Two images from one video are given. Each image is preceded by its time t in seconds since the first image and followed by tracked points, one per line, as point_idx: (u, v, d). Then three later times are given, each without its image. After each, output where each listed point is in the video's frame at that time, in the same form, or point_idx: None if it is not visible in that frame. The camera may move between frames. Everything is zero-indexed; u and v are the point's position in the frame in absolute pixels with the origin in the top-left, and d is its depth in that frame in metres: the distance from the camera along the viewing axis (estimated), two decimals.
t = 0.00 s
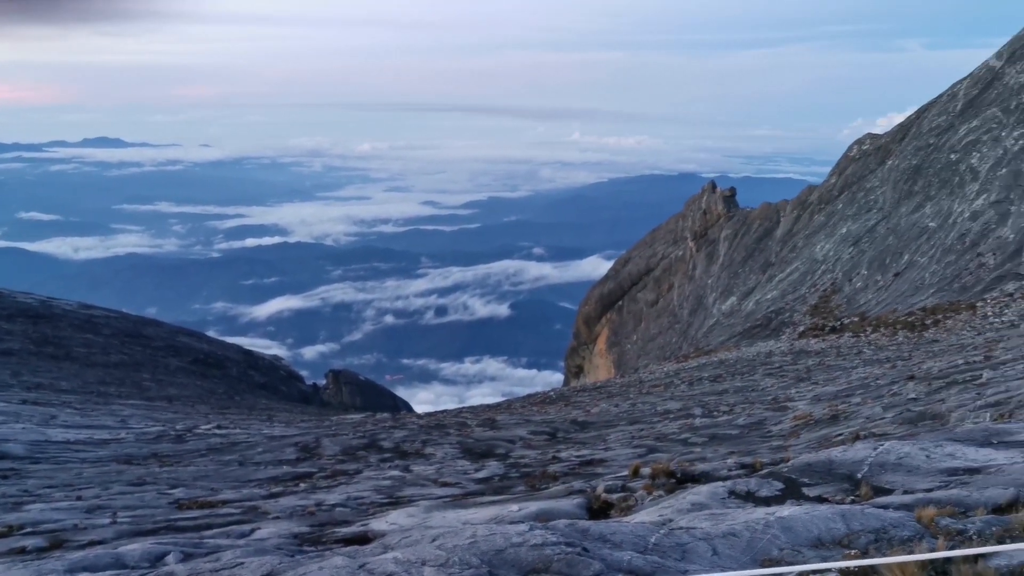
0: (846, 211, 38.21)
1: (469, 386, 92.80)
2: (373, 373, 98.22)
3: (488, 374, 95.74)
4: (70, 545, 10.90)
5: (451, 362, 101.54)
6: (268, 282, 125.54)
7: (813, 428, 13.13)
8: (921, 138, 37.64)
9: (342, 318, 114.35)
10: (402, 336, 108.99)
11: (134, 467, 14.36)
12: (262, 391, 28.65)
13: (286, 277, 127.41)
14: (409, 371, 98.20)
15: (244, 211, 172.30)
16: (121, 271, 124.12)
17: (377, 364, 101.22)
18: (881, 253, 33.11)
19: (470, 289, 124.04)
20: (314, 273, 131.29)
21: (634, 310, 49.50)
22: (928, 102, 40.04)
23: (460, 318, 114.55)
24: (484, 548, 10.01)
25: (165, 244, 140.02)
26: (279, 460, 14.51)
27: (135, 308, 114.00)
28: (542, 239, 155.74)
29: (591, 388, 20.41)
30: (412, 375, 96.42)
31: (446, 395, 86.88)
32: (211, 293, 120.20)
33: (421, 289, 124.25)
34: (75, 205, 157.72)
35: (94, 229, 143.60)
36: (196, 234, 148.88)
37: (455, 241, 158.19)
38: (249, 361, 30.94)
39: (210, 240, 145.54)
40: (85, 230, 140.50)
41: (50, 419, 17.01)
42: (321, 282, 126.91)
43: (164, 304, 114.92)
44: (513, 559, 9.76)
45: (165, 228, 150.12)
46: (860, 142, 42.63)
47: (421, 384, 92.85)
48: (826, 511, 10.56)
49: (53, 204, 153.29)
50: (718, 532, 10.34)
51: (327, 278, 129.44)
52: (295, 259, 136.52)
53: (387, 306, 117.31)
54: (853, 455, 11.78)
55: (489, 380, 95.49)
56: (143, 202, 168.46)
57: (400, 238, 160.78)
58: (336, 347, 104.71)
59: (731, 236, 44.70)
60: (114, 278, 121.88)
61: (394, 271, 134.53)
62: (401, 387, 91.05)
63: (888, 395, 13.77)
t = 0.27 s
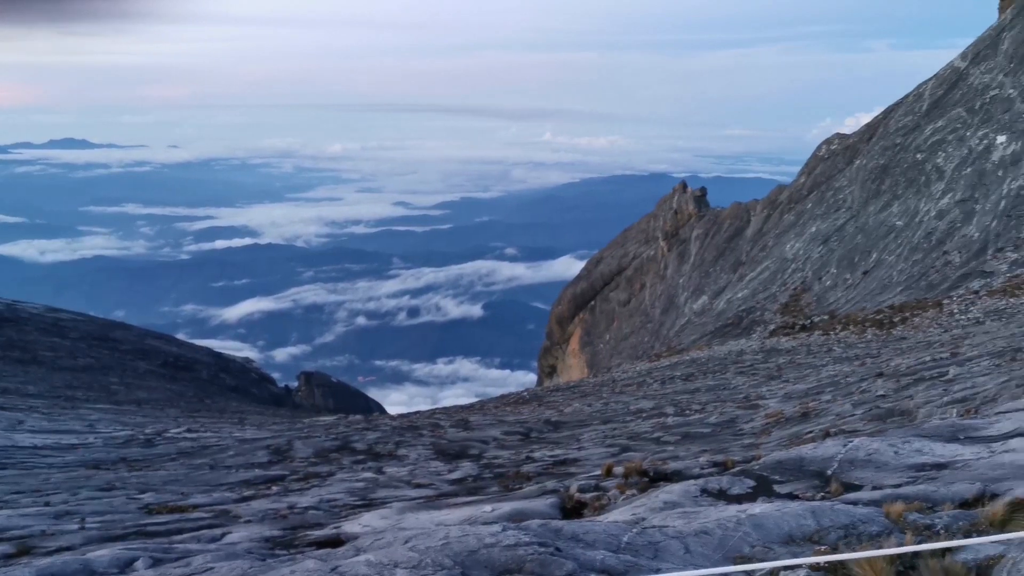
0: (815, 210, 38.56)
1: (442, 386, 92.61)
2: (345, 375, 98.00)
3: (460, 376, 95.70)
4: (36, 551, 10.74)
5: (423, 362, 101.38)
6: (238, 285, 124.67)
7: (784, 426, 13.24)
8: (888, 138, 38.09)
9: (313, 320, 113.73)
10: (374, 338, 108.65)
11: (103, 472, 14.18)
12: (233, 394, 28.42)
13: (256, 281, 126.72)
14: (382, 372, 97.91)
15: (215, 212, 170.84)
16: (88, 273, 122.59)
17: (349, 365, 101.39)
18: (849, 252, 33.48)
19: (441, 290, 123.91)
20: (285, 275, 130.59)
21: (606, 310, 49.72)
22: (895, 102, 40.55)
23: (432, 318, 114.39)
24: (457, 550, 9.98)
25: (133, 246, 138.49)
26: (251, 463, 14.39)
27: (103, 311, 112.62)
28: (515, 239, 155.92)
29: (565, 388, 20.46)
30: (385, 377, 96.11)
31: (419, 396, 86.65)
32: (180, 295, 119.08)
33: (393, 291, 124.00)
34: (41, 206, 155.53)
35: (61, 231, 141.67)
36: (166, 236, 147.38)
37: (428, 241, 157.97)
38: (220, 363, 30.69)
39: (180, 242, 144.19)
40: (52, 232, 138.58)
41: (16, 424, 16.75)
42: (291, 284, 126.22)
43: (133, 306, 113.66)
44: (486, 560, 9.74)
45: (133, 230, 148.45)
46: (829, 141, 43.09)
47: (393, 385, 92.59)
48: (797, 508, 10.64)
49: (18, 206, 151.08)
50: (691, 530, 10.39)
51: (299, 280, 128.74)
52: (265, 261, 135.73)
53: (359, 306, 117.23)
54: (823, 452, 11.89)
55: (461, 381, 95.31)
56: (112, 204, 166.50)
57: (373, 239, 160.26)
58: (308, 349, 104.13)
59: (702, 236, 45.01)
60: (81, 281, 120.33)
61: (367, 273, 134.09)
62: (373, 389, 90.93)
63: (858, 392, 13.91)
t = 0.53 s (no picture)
0: (784, 211, 38.89)
1: (413, 387, 92.32)
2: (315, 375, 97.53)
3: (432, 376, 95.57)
4: None
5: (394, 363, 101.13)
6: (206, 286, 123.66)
7: (754, 425, 13.33)
8: (855, 140, 38.54)
9: (282, 321, 112.99)
10: (344, 339, 108.20)
11: (69, 476, 13.98)
12: (202, 395, 28.16)
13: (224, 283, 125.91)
14: (352, 373, 97.51)
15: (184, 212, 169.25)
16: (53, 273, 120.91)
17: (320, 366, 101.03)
18: (818, 252, 33.83)
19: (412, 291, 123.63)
20: (254, 278, 129.86)
21: (578, 310, 49.89)
22: (862, 104, 41.07)
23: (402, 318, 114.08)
24: (428, 551, 9.94)
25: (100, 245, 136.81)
26: (220, 466, 14.26)
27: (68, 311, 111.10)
28: (488, 240, 155.97)
29: (536, 388, 20.48)
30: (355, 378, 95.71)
31: (390, 398, 86.37)
32: (148, 295, 117.81)
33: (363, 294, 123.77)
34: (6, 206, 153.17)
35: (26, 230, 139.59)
36: (133, 236, 145.74)
37: (400, 241, 157.59)
38: (188, 365, 30.41)
39: (147, 242, 142.64)
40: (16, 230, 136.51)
41: None
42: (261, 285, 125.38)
43: (99, 307, 112.25)
44: (456, 561, 9.70)
45: (99, 229, 146.58)
46: (798, 142, 43.52)
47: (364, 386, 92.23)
48: (765, 507, 10.71)
49: None
50: (661, 529, 10.43)
51: (268, 280, 127.90)
52: (234, 262, 134.77)
53: (329, 306, 117.32)
54: (792, 451, 11.98)
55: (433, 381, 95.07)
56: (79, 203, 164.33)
57: (345, 239, 159.55)
58: (277, 350, 103.48)
59: (673, 237, 45.34)
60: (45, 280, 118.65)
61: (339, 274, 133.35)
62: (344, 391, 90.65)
63: (826, 391, 14.04)
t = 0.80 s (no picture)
0: (755, 211, 39.19)
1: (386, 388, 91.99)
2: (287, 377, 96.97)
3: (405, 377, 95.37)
4: None
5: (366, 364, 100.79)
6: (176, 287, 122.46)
7: (726, 424, 13.42)
8: (825, 140, 38.92)
9: (254, 323, 112.21)
10: (316, 342, 107.63)
11: (36, 480, 13.78)
12: (172, 399, 27.88)
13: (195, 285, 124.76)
14: (325, 375, 97.03)
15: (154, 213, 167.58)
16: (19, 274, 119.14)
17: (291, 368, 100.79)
18: (788, 252, 34.12)
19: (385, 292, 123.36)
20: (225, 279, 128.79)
21: (550, 310, 49.99)
22: (831, 106, 41.50)
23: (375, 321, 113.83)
24: (400, 553, 9.88)
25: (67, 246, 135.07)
26: (191, 469, 14.13)
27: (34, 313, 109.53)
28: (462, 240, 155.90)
29: (510, 388, 20.50)
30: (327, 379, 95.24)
31: (363, 399, 86.00)
32: (116, 297, 116.46)
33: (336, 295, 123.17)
34: None
35: None
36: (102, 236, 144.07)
37: (374, 242, 157.12)
38: (158, 367, 30.13)
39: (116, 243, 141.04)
40: None
41: None
42: (232, 287, 124.45)
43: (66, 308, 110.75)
44: (429, 563, 9.65)
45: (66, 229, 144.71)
46: (768, 143, 43.89)
47: (336, 388, 91.79)
48: (737, 505, 10.78)
49: None
50: (633, 529, 10.47)
51: (240, 282, 126.97)
52: (204, 263, 133.59)
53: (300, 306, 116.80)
54: (763, 450, 12.05)
55: (406, 382, 94.80)
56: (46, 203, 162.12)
57: (319, 240, 158.77)
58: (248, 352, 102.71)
59: (645, 237, 45.55)
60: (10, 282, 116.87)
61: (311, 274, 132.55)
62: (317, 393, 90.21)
63: (797, 390, 14.16)
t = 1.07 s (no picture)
0: (730, 211, 39.41)
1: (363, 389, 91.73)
2: (263, 378, 96.49)
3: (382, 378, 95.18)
4: None
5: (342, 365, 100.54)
6: (150, 289, 121.42)
7: (703, 423, 13.48)
8: (800, 141, 39.21)
9: (229, 324, 111.56)
10: (291, 344, 107.21)
11: (7, 484, 13.60)
12: (145, 401, 27.65)
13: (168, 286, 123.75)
14: (301, 376, 96.61)
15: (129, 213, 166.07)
16: None
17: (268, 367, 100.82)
18: (763, 252, 34.36)
19: (362, 293, 123.09)
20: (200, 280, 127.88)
21: (528, 311, 50.04)
22: (805, 107, 41.82)
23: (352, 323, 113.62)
24: (376, 554, 9.80)
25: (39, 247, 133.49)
26: (165, 472, 14.01)
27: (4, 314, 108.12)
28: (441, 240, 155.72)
29: (487, 389, 20.50)
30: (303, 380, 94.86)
31: (340, 400, 85.68)
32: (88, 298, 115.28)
33: (312, 295, 122.63)
34: None
35: None
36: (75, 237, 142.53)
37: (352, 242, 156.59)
38: (131, 369, 29.88)
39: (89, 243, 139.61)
40: None
41: None
42: (207, 288, 123.58)
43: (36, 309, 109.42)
44: (405, 564, 9.58)
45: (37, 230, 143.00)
46: (744, 144, 44.16)
47: (312, 389, 91.43)
48: (712, 504, 10.83)
49: None
50: (610, 529, 10.49)
51: (215, 283, 126.09)
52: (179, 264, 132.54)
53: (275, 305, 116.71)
54: (739, 449, 12.12)
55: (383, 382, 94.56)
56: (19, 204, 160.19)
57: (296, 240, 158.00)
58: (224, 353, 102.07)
59: (621, 237, 45.71)
60: None
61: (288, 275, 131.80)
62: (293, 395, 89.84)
63: (773, 389, 14.25)
